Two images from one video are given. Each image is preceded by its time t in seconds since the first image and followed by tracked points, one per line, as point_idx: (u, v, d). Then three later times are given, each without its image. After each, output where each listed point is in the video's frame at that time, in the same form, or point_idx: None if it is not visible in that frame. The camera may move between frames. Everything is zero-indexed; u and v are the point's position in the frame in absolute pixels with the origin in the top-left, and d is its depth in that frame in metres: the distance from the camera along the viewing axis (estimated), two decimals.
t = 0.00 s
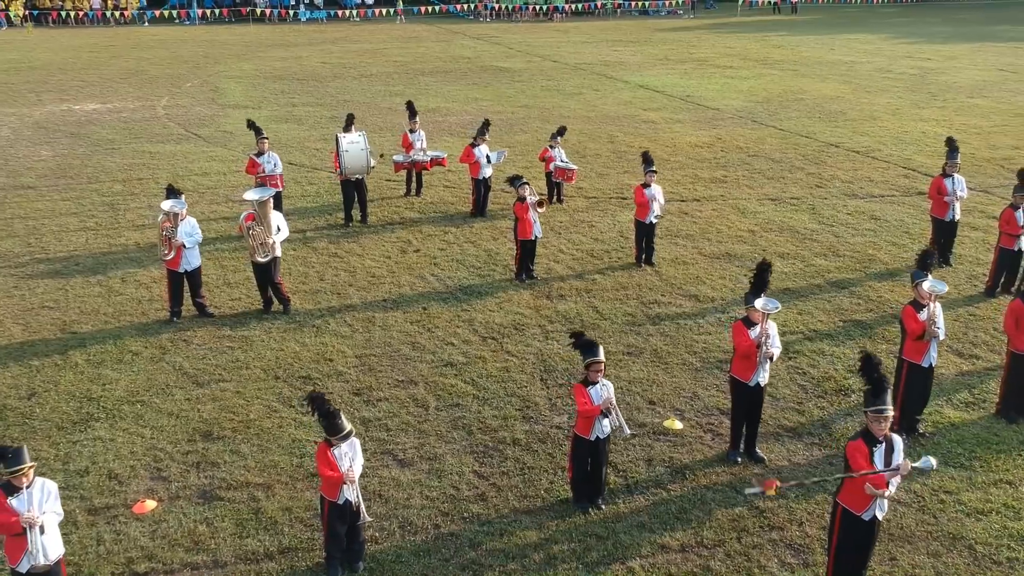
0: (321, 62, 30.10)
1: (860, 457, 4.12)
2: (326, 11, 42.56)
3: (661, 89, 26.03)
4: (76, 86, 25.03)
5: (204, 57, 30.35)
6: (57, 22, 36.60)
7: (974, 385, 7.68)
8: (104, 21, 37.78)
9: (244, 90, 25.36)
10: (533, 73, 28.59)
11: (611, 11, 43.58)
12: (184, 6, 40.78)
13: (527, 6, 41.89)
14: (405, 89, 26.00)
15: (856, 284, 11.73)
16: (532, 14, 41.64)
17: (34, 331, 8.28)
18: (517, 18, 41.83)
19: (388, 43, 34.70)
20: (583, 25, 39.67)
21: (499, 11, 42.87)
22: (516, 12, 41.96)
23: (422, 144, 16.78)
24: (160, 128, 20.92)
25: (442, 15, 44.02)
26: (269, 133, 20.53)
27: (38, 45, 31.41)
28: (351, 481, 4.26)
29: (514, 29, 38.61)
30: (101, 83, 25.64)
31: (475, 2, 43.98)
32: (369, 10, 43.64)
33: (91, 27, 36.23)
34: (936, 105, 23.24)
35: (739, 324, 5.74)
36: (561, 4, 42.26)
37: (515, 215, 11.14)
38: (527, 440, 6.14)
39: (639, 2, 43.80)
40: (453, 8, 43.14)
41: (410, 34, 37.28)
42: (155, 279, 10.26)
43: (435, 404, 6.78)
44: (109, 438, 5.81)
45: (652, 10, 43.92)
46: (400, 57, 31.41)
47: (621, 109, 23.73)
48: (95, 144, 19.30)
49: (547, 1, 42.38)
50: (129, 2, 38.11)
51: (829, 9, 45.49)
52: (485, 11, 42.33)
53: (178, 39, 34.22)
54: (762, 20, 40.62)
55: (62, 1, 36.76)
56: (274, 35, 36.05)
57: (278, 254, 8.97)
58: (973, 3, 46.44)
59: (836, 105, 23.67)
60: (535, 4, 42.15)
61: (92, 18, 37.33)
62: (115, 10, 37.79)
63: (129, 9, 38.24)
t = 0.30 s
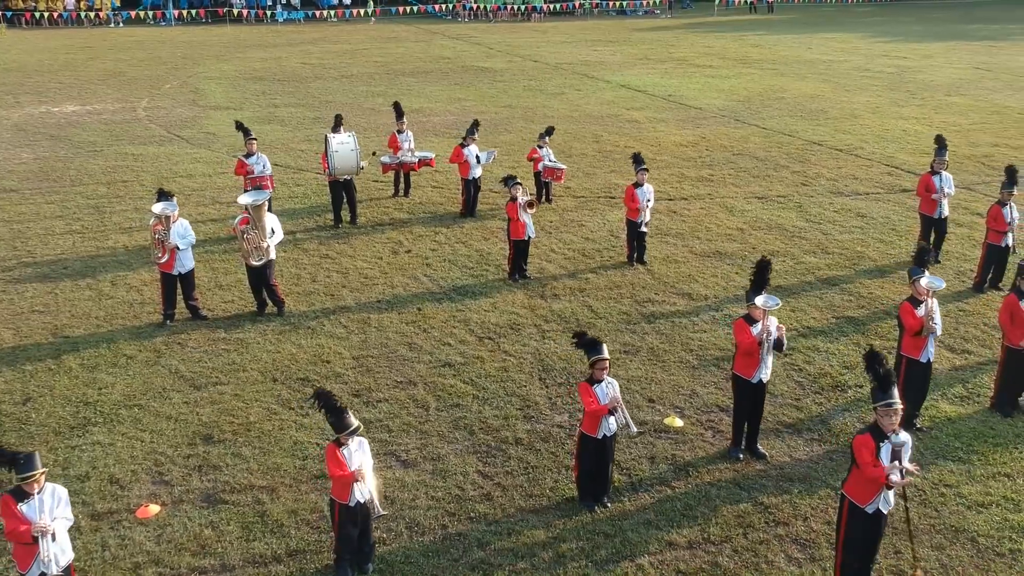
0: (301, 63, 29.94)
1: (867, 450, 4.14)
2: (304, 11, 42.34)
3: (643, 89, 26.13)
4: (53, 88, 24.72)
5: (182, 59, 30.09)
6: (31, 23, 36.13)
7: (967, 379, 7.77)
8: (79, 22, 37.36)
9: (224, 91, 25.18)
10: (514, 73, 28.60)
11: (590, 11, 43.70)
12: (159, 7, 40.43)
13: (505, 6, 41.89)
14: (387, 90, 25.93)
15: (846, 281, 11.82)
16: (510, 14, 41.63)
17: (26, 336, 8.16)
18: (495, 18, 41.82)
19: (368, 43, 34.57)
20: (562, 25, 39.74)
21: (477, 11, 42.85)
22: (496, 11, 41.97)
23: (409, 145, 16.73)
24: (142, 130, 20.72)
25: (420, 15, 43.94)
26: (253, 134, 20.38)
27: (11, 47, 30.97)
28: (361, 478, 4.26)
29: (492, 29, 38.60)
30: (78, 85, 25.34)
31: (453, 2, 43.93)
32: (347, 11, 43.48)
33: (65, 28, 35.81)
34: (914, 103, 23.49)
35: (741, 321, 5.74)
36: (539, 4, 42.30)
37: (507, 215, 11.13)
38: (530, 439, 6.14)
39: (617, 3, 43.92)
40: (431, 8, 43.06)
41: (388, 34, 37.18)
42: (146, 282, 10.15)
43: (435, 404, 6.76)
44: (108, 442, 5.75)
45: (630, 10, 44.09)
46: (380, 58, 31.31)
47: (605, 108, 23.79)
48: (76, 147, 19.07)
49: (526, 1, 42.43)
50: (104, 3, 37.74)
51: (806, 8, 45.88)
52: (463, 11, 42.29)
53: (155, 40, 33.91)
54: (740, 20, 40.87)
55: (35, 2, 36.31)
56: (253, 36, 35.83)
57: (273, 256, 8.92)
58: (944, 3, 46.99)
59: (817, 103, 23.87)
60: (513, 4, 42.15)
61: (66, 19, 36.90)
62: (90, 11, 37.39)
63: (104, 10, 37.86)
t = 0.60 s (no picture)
0: (284, 63, 29.80)
1: (875, 446, 4.12)
2: (285, 11, 42.15)
3: (629, 88, 26.20)
4: (34, 90, 24.47)
5: (164, 59, 29.89)
6: (8, 24, 35.72)
7: (965, 374, 7.82)
8: (57, 23, 36.98)
9: (209, 92, 25.02)
10: (499, 73, 28.60)
11: (572, 11, 43.78)
12: (139, 7, 40.10)
13: (487, 5, 41.86)
14: (373, 90, 25.86)
15: (840, 278, 11.90)
16: (492, 14, 41.62)
17: (22, 339, 8.06)
18: (476, 18, 41.78)
19: (352, 44, 34.47)
20: (544, 25, 39.79)
21: (459, 11, 42.81)
22: (478, 11, 41.97)
23: (401, 145, 16.68)
24: (127, 132, 20.55)
25: (402, 15, 43.86)
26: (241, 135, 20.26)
27: None
28: (377, 475, 4.23)
29: (475, 29, 38.58)
30: (60, 86, 25.09)
31: (434, 2, 43.87)
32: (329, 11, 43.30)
33: (44, 29, 35.45)
34: (897, 101, 23.67)
35: (748, 319, 5.79)
36: (520, 4, 42.30)
37: (504, 216, 11.11)
38: (536, 438, 6.15)
39: (598, 3, 44.01)
40: (413, 8, 42.99)
41: (371, 34, 37.08)
42: (141, 284, 10.06)
43: (439, 404, 6.76)
44: (113, 445, 5.70)
45: (611, 10, 44.22)
46: (364, 58, 31.22)
47: (591, 108, 23.83)
48: (62, 149, 18.88)
49: (507, 1, 42.44)
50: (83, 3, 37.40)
51: (785, 7, 46.18)
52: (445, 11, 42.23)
53: (137, 41, 33.63)
54: (722, 19, 41.08)
55: (13, 3, 35.92)
56: (235, 36, 35.63)
57: (270, 258, 8.85)
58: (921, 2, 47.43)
59: (802, 102, 24.01)
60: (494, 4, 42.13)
61: (44, 20, 36.51)
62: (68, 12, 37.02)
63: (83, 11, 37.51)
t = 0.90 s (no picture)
0: (264, 64, 29.63)
1: (885, 439, 4.14)
2: (263, 12, 41.90)
3: (611, 88, 26.27)
4: (12, 92, 24.15)
5: (142, 61, 29.62)
6: None
7: (959, 369, 7.91)
8: (31, 24, 36.52)
9: (189, 93, 24.83)
10: (480, 73, 28.59)
11: (549, 11, 43.81)
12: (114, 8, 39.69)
13: (465, 5, 41.82)
14: (355, 90, 25.76)
15: (831, 275, 12.00)
16: (470, 14, 41.60)
17: (16, 344, 7.94)
18: (455, 18, 41.72)
19: (331, 44, 34.31)
20: (522, 25, 39.80)
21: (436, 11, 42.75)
22: (456, 11, 41.93)
23: (390, 145, 16.63)
24: (108, 134, 20.35)
25: (380, 15, 43.72)
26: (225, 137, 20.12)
27: None
28: (389, 475, 4.20)
29: (453, 29, 38.55)
30: (37, 88, 24.78)
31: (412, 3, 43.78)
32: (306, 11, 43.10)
33: (18, 30, 34.99)
34: (877, 99, 23.90)
35: (751, 316, 5.80)
36: (498, 4, 42.31)
37: (501, 215, 11.14)
38: (541, 436, 6.16)
39: (575, 3, 44.09)
40: (390, 8, 42.85)
41: (350, 35, 36.95)
42: (134, 286, 9.96)
43: (442, 404, 6.75)
44: (116, 449, 5.64)
45: (588, 9, 44.31)
46: (344, 58, 31.11)
47: (575, 107, 23.87)
48: (43, 151, 18.66)
49: (485, 1, 42.40)
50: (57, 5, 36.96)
51: (761, 7, 46.49)
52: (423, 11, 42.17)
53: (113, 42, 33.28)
54: (699, 19, 41.27)
55: None
56: (215, 37, 35.37)
57: (266, 258, 8.79)
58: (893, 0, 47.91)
59: (783, 100, 24.18)
60: (472, 3, 42.10)
61: (17, 22, 36.03)
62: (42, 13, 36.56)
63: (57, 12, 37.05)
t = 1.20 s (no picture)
0: (242, 65, 29.41)
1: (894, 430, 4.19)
2: (239, 12, 41.60)
3: (591, 87, 26.34)
4: None
5: (118, 62, 29.29)
6: None
7: (951, 363, 8.00)
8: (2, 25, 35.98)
9: (168, 95, 24.60)
10: (460, 73, 28.56)
11: (525, 10, 43.82)
12: (87, 9, 39.20)
13: (441, 5, 41.75)
14: (336, 91, 25.65)
15: (821, 271, 12.11)
16: (447, 14, 41.53)
17: (7, 348, 7.82)
18: (431, 18, 41.64)
19: (308, 45, 34.12)
20: (499, 25, 39.78)
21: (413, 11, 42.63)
22: (432, 12, 41.86)
23: (378, 146, 16.57)
24: (88, 136, 20.10)
25: (356, 15, 43.55)
26: (208, 139, 19.95)
27: None
28: (400, 472, 4.15)
29: (430, 30, 38.48)
30: (13, 90, 24.43)
31: (388, 3, 43.64)
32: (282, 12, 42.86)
33: None
34: (856, 97, 24.14)
35: (751, 311, 5.84)
36: (474, 4, 42.26)
37: (494, 214, 11.15)
38: (544, 433, 6.18)
39: (551, 3, 44.14)
40: (366, 8, 42.65)
41: (328, 35, 36.79)
42: (124, 288, 9.84)
43: (444, 403, 6.75)
44: (117, 453, 5.59)
45: (564, 9, 44.38)
46: (322, 59, 30.97)
47: (557, 107, 23.90)
48: (23, 154, 18.42)
49: (461, 1, 42.35)
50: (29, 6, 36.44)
51: (736, 6, 46.81)
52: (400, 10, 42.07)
53: (88, 43, 32.89)
54: (676, 19, 41.46)
55: None
56: (191, 38, 35.07)
57: (261, 259, 8.74)
58: None
59: (763, 99, 24.34)
60: (449, 3, 42.04)
61: None
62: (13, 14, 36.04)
63: (28, 14, 36.52)
